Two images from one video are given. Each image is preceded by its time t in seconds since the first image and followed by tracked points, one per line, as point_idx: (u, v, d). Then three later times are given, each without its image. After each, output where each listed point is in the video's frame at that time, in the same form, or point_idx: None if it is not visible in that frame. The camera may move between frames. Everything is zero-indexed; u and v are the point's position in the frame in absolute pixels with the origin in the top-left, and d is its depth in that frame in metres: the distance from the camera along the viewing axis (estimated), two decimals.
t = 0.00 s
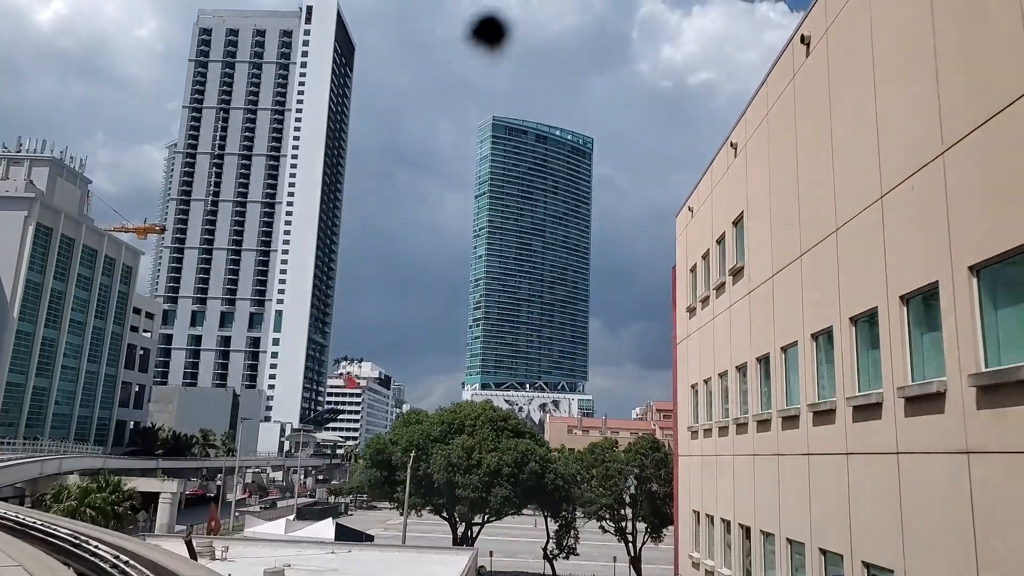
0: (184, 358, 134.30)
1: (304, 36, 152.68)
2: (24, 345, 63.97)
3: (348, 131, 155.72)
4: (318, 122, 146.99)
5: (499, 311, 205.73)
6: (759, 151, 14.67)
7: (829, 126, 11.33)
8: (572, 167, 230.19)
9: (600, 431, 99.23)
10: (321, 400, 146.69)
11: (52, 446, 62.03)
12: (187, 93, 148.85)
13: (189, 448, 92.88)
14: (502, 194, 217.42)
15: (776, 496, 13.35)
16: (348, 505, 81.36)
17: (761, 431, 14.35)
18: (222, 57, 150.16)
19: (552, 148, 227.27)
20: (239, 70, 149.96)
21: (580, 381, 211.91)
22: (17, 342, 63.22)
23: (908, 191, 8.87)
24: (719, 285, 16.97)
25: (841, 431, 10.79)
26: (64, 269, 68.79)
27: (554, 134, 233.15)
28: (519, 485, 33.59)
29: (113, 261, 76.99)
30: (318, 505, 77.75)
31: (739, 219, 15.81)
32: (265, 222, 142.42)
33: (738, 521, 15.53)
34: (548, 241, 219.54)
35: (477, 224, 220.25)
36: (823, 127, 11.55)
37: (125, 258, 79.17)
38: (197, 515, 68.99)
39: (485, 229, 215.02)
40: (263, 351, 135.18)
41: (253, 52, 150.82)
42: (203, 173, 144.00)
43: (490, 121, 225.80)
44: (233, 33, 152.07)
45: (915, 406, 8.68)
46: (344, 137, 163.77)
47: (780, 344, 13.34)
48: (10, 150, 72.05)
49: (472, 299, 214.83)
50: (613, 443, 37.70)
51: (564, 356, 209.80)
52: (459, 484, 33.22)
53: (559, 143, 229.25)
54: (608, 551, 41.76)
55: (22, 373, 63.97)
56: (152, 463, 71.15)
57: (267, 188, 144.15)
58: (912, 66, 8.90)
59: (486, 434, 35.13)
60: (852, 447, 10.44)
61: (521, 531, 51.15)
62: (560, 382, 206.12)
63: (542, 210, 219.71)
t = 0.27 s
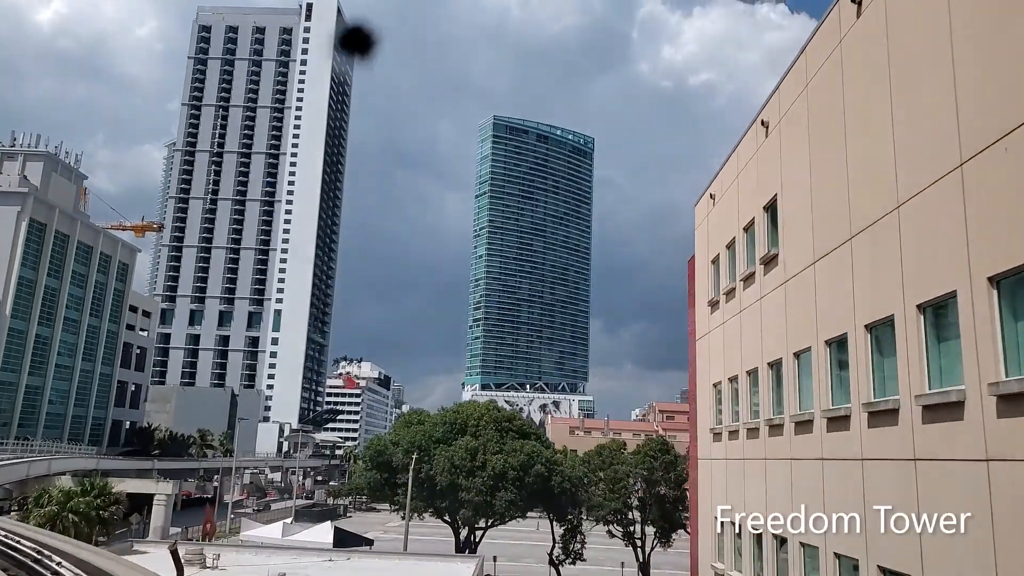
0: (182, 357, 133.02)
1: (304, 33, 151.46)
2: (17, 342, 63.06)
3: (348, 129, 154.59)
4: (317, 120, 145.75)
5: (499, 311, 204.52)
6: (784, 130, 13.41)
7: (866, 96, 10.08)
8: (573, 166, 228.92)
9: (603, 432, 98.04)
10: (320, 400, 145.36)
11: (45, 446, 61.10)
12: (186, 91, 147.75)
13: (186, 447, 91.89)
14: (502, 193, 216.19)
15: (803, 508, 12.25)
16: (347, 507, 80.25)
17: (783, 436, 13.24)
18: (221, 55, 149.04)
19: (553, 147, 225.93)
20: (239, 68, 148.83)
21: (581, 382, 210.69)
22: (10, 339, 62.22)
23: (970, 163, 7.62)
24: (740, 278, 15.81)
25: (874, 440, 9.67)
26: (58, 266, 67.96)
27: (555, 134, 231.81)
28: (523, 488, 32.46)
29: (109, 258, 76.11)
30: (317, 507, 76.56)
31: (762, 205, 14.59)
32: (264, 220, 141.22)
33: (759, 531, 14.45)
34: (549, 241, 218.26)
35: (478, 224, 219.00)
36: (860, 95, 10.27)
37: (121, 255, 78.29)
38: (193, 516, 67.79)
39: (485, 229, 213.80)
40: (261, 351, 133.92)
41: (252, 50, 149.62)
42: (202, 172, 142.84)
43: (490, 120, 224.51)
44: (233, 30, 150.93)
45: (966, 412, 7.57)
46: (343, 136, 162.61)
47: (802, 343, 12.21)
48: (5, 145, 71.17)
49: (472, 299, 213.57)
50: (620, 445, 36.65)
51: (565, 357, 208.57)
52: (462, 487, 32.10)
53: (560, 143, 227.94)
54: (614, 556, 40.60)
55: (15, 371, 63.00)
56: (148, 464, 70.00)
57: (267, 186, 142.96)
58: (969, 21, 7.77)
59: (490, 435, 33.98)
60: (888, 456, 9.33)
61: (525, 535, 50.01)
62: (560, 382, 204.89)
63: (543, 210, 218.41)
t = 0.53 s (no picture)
0: (180, 356, 131.80)
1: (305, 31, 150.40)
2: (12, 341, 62.14)
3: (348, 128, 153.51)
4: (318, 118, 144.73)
5: (499, 311, 203.42)
6: (827, 106, 12.32)
7: (937, 59, 8.96)
8: (574, 166, 227.69)
9: (606, 433, 96.95)
10: (319, 401, 144.28)
11: (40, 446, 60.20)
12: (185, 89, 146.73)
13: (185, 448, 90.94)
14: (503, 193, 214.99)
15: (847, 516, 11.26)
16: (347, 509, 79.26)
17: (822, 439, 12.24)
18: (221, 53, 148.00)
19: (554, 147, 224.72)
20: (239, 66, 147.82)
21: (581, 383, 209.61)
22: (4, 337, 61.28)
23: None
24: (773, 268, 14.79)
25: (941, 445, 8.64)
26: (54, 263, 67.09)
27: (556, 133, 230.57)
28: (530, 491, 31.48)
29: (107, 256, 75.22)
30: (316, 508, 75.58)
31: (799, 190, 13.53)
32: (264, 219, 140.20)
33: (794, 539, 13.47)
34: (550, 241, 216.99)
35: (478, 224, 217.80)
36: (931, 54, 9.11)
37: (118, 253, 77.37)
38: (190, 518, 66.79)
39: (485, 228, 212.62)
40: (261, 350, 132.86)
41: (252, 47, 148.56)
42: (202, 170, 141.88)
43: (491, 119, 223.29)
44: (233, 28, 149.91)
45: None
46: (343, 134, 161.54)
47: (848, 337, 11.20)
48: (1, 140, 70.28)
49: (472, 299, 212.41)
50: (629, 447, 35.56)
51: (565, 357, 207.46)
52: (467, 490, 31.07)
53: (561, 142, 226.73)
54: (623, 561, 39.51)
55: (10, 369, 62.06)
56: (145, 465, 69.05)
57: (266, 184, 141.93)
58: None
59: (496, 436, 32.96)
60: (959, 465, 8.31)
61: (530, 539, 48.96)
62: (561, 383, 203.84)
63: (544, 209, 217.19)
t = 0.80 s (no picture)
0: (181, 356, 130.82)
1: (306, 29, 149.36)
2: (9, 338, 61.26)
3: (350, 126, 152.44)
4: (319, 117, 143.50)
5: (501, 311, 202.22)
6: (881, 82, 11.29)
7: None
8: (576, 166, 226.32)
9: (611, 433, 95.81)
10: (320, 401, 143.21)
11: (38, 446, 59.31)
12: (186, 87, 145.77)
13: (185, 448, 90.04)
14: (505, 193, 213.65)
15: (906, 527, 10.23)
16: (349, 510, 78.24)
17: (875, 444, 11.12)
18: (223, 50, 146.95)
19: (556, 146, 223.39)
20: (240, 64, 146.84)
21: (583, 383, 208.52)
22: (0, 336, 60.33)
23: None
24: (812, 257, 13.79)
25: None
26: (53, 260, 66.25)
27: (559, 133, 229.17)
28: (540, 494, 30.55)
29: (106, 253, 74.34)
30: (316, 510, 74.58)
31: (844, 172, 12.55)
32: (265, 218, 139.19)
33: (838, 550, 12.44)
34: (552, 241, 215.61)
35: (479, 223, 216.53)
36: (1019, 15, 8.12)
37: (118, 250, 76.46)
38: (190, 519, 65.80)
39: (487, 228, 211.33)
40: (261, 350, 131.83)
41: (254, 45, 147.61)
42: (202, 169, 140.96)
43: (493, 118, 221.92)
44: (234, 26, 148.91)
45: None
46: (345, 133, 160.50)
47: (911, 329, 10.12)
48: None
49: (473, 299, 211.23)
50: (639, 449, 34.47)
51: (567, 358, 206.29)
52: (474, 492, 30.09)
53: (563, 142, 225.39)
54: (633, 566, 38.41)
55: (8, 367, 61.19)
56: (144, 466, 68.10)
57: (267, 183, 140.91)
58: None
59: (504, 437, 32.00)
60: None
61: (537, 542, 47.87)
62: (562, 384, 202.76)
63: (546, 209, 215.82)
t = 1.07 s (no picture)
0: (185, 356, 130.07)
1: (312, 27, 148.46)
2: (13, 337, 60.52)
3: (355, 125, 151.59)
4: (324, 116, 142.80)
5: (506, 312, 200.91)
6: (958, 49, 10.36)
7: None
8: (581, 165, 224.78)
9: (620, 434, 94.73)
10: (325, 401, 142.34)
11: (42, 447, 58.51)
12: (191, 85, 145.02)
13: (189, 448, 89.22)
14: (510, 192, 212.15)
15: (996, 537, 9.31)
16: (355, 511, 77.31)
17: (954, 448, 10.20)
18: (227, 49, 146.27)
19: (562, 146, 221.86)
20: (245, 62, 146.06)
21: (588, 384, 207.34)
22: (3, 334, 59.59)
23: None
24: (868, 245, 12.89)
25: None
26: (57, 258, 65.55)
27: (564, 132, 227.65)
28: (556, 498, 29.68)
29: (110, 251, 73.60)
30: (321, 511, 73.65)
31: (908, 149, 11.63)
32: (270, 217, 138.40)
33: (909, 562, 11.48)
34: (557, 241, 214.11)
35: (484, 223, 215.12)
36: None
37: (122, 248, 75.73)
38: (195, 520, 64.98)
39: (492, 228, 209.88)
40: (267, 349, 131.03)
41: (259, 44, 146.89)
42: (207, 167, 140.25)
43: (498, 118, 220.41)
44: (239, 24, 148.16)
45: None
46: (350, 132, 159.70)
47: (999, 319, 9.25)
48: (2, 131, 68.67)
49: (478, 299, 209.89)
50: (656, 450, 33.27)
51: (572, 358, 205.05)
52: (487, 494, 29.12)
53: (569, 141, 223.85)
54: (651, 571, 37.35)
55: (11, 366, 60.41)
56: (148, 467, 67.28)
57: (272, 182, 140.14)
58: None
59: (517, 438, 31.17)
60: None
61: (550, 546, 46.84)
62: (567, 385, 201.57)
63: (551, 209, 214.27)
